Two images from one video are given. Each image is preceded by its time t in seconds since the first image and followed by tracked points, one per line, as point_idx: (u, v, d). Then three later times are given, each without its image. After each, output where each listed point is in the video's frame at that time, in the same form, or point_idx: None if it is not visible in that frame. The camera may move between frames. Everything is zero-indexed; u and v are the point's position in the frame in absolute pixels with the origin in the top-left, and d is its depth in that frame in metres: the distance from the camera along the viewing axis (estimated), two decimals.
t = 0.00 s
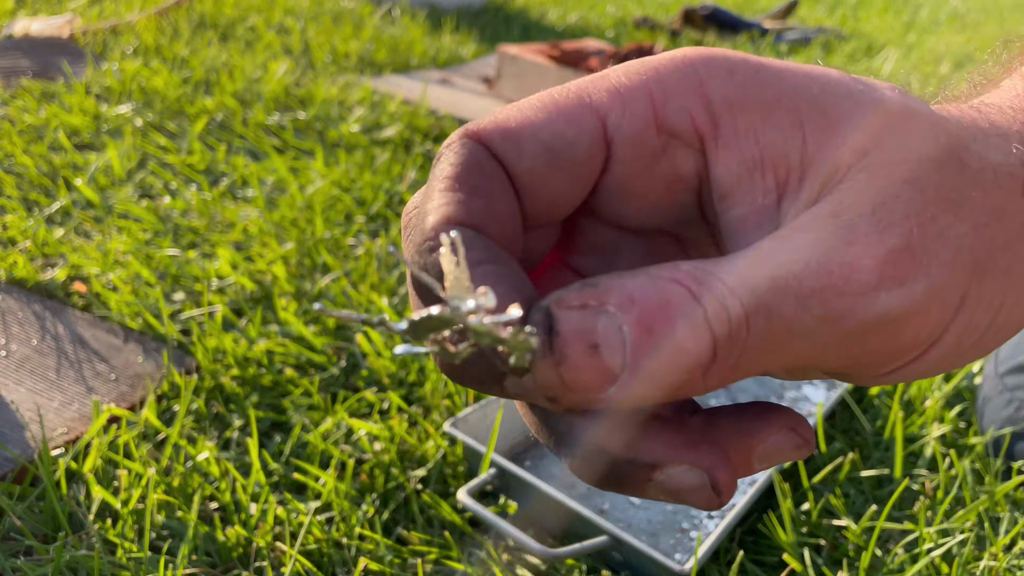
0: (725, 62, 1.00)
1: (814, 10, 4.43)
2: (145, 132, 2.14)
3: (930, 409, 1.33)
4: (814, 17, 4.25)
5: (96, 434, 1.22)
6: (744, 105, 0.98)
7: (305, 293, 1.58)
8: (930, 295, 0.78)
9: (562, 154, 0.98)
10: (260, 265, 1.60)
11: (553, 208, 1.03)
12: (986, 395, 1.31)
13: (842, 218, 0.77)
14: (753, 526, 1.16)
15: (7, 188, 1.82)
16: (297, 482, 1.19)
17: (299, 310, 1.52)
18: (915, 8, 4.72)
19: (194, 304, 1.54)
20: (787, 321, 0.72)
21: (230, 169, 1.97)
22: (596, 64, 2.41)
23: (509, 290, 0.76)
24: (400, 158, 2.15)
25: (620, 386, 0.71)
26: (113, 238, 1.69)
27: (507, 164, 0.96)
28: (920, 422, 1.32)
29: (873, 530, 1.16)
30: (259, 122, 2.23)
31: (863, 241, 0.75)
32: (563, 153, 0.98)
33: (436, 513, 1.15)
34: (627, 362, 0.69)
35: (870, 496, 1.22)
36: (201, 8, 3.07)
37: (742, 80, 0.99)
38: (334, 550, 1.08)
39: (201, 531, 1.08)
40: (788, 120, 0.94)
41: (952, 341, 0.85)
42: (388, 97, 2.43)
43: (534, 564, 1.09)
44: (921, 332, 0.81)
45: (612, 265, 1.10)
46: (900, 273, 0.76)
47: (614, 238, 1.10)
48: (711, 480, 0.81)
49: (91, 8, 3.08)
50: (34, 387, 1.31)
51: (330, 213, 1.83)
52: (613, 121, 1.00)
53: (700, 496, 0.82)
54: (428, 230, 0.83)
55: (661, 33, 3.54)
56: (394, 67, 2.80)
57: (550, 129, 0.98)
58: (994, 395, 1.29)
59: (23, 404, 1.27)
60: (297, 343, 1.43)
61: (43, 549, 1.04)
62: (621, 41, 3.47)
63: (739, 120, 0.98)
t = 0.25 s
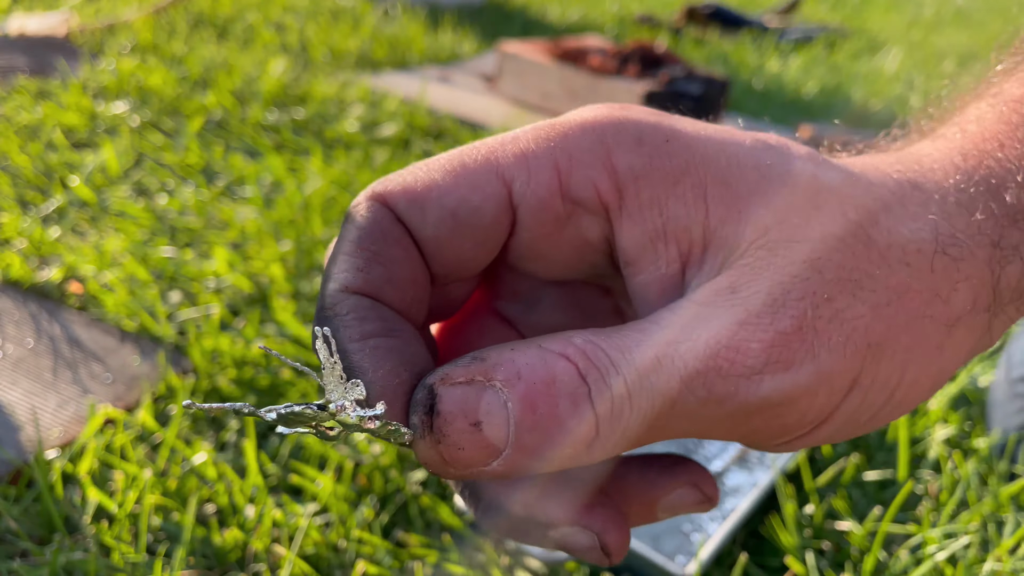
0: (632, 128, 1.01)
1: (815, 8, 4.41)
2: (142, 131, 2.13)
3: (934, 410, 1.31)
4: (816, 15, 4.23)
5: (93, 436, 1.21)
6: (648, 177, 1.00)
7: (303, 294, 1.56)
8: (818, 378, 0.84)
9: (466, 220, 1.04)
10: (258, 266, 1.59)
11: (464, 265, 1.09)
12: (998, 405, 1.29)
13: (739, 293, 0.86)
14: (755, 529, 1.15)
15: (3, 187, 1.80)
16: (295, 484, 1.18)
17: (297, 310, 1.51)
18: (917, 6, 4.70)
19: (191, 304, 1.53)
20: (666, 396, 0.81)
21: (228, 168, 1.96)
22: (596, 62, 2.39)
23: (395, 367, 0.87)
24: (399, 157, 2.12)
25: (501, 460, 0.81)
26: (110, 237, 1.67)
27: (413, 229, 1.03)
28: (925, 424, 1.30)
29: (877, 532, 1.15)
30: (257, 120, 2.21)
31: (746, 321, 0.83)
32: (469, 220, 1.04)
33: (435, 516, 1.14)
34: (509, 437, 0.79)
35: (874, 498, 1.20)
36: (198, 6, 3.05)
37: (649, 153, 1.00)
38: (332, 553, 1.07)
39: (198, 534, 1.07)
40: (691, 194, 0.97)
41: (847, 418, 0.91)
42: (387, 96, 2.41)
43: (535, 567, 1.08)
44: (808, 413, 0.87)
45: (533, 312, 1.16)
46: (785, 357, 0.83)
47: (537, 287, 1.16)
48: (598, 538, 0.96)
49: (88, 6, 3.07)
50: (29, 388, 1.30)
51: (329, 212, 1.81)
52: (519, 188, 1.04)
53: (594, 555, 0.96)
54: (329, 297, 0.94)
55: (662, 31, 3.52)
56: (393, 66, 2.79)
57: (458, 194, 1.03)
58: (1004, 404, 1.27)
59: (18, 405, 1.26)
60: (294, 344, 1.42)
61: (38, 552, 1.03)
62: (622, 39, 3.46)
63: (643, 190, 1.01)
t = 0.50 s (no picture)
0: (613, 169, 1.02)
1: (815, 8, 4.41)
2: (142, 131, 2.13)
3: (933, 410, 1.32)
4: (815, 15, 4.23)
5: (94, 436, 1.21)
6: (629, 213, 1.01)
7: (303, 294, 1.57)
8: (775, 394, 0.87)
9: (465, 250, 1.04)
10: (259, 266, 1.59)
11: (462, 289, 1.08)
12: (998, 406, 1.29)
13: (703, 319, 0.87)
14: (754, 528, 1.16)
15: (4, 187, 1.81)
16: (296, 483, 1.18)
17: (297, 310, 1.51)
18: (917, 6, 4.71)
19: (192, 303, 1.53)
20: (638, 413, 0.83)
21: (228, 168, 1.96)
22: (596, 62, 2.39)
23: (399, 382, 0.87)
24: (399, 157, 2.13)
25: (493, 465, 0.82)
26: (111, 237, 1.68)
27: (417, 257, 1.03)
28: (924, 423, 1.31)
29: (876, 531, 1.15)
30: (257, 121, 2.21)
31: (710, 343, 0.85)
32: (466, 249, 1.04)
33: (435, 515, 1.14)
34: (499, 445, 0.80)
35: (873, 497, 1.21)
36: (199, 7, 3.06)
37: (627, 192, 1.01)
38: (333, 552, 1.07)
39: (198, 533, 1.07)
40: (667, 229, 0.98)
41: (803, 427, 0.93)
42: (387, 96, 2.42)
43: (535, 566, 1.08)
44: (767, 425, 0.89)
45: (528, 329, 1.16)
46: (744, 374, 0.85)
47: (528, 306, 1.15)
48: (580, 531, 0.96)
49: (89, 6, 3.07)
50: (30, 388, 1.30)
51: (329, 212, 1.82)
52: (510, 222, 1.04)
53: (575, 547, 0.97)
54: (341, 318, 0.93)
55: (662, 31, 3.53)
56: (393, 66, 2.79)
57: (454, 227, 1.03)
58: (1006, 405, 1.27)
59: (19, 404, 1.26)
60: (295, 344, 1.43)
61: (39, 551, 1.03)
62: (621, 40, 3.46)
63: (623, 222, 1.01)
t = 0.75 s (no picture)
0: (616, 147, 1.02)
1: (814, 9, 4.42)
2: (143, 131, 2.14)
3: (931, 410, 1.32)
4: (814, 16, 4.24)
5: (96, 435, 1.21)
6: (633, 189, 1.01)
7: (304, 293, 1.57)
8: (781, 350, 0.85)
9: (474, 228, 1.04)
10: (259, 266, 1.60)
11: (470, 268, 1.09)
12: (994, 405, 1.29)
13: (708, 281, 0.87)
14: (753, 527, 1.16)
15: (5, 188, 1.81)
16: (296, 482, 1.19)
17: (298, 310, 1.52)
18: (916, 7, 4.72)
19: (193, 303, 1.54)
20: (643, 368, 0.81)
21: (229, 168, 1.97)
22: (596, 63, 2.40)
23: (409, 342, 0.88)
24: (399, 158, 2.13)
25: (501, 412, 0.80)
26: (112, 238, 1.68)
27: (428, 233, 1.04)
28: (922, 424, 1.31)
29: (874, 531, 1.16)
30: (258, 121, 2.22)
31: (713, 300, 0.85)
32: (475, 226, 1.04)
33: (436, 514, 1.15)
34: (507, 391, 0.79)
35: (872, 497, 1.21)
36: (200, 8, 3.07)
37: (633, 169, 1.01)
38: (333, 551, 1.08)
39: (199, 532, 1.08)
40: (671, 204, 0.98)
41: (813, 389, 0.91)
42: (387, 97, 2.42)
43: (535, 565, 1.09)
44: (773, 383, 0.87)
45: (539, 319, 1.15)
46: (749, 328, 0.84)
47: (539, 292, 1.15)
48: (592, 509, 0.92)
49: (90, 7, 3.08)
50: (32, 387, 1.31)
51: (330, 212, 1.82)
52: (518, 201, 1.05)
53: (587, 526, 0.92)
54: (350, 289, 0.96)
55: (661, 32, 3.54)
56: (393, 66, 2.80)
57: (464, 204, 1.04)
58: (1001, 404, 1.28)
59: (21, 404, 1.26)
60: (296, 343, 1.43)
61: (41, 550, 1.04)
62: (621, 40, 3.47)
63: (629, 199, 1.02)
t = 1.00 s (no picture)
0: (572, 98, 1.10)
1: (814, 9, 4.42)
2: (143, 131, 2.14)
3: (931, 410, 1.32)
4: (814, 16, 4.24)
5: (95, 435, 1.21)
6: (592, 127, 1.08)
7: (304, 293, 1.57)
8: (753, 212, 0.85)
9: (441, 180, 1.09)
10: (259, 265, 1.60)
11: (442, 227, 1.12)
12: (994, 404, 1.29)
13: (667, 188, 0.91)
14: (753, 527, 1.16)
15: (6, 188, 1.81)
16: (296, 482, 1.19)
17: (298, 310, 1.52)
18: (916, 7, 4.72)
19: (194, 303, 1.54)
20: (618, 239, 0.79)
21: (229, 168, 1.97)
22: (596, 64, 2.40)
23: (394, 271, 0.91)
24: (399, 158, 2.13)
25: (472, 306, 0.80)
26: (113, 238, 1.68)
27: (399, 193, 1.08)
28: (922, 424, 1.31)
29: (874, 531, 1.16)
30: (258, 121, 2.22)
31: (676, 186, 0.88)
32: (442, 180, 1.09)
33: (436, 514, 1.15)
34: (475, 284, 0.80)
35: (872, 497, 1.21)
36: (200, 8, 3.07)
37: (589, 109, 1.09)
38: (334, 551, 1.08)
39: (199, 532, 1.08)
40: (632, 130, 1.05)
41: (804, 273, 0.90)
42: (387, 97, 2.42)
43: (534, 565, 1.09)
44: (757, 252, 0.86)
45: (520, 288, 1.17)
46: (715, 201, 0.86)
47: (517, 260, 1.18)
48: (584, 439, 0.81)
49: (90, 7, 3.08)
50: (32, 388, 1.31)
51: (330, 212, 1.82)
52: (482, 154, 1.10)
53: (585, 465, 0.80)
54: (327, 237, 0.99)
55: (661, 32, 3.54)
56: (393, 67, 2.79)
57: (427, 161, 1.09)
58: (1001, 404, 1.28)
59: (21, 404, 1.26)
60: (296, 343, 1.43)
61: (41, 550, 1.04)
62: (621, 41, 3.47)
63: (589, 134, 1.08)
